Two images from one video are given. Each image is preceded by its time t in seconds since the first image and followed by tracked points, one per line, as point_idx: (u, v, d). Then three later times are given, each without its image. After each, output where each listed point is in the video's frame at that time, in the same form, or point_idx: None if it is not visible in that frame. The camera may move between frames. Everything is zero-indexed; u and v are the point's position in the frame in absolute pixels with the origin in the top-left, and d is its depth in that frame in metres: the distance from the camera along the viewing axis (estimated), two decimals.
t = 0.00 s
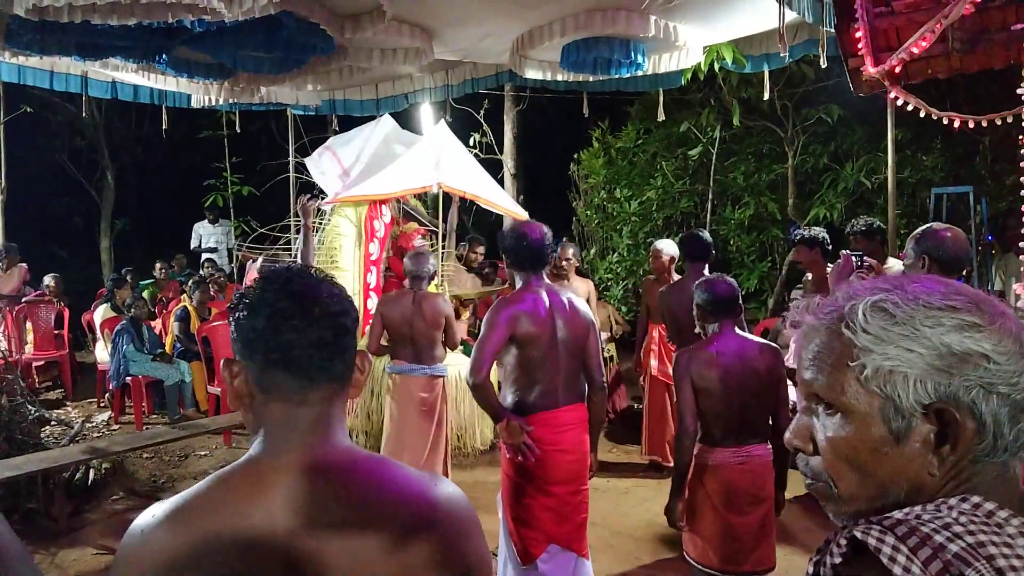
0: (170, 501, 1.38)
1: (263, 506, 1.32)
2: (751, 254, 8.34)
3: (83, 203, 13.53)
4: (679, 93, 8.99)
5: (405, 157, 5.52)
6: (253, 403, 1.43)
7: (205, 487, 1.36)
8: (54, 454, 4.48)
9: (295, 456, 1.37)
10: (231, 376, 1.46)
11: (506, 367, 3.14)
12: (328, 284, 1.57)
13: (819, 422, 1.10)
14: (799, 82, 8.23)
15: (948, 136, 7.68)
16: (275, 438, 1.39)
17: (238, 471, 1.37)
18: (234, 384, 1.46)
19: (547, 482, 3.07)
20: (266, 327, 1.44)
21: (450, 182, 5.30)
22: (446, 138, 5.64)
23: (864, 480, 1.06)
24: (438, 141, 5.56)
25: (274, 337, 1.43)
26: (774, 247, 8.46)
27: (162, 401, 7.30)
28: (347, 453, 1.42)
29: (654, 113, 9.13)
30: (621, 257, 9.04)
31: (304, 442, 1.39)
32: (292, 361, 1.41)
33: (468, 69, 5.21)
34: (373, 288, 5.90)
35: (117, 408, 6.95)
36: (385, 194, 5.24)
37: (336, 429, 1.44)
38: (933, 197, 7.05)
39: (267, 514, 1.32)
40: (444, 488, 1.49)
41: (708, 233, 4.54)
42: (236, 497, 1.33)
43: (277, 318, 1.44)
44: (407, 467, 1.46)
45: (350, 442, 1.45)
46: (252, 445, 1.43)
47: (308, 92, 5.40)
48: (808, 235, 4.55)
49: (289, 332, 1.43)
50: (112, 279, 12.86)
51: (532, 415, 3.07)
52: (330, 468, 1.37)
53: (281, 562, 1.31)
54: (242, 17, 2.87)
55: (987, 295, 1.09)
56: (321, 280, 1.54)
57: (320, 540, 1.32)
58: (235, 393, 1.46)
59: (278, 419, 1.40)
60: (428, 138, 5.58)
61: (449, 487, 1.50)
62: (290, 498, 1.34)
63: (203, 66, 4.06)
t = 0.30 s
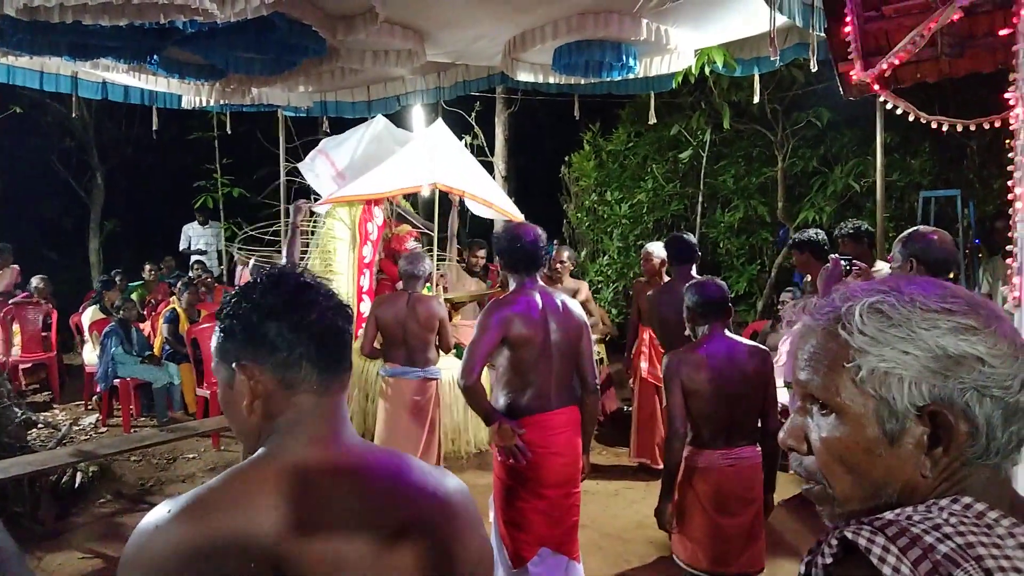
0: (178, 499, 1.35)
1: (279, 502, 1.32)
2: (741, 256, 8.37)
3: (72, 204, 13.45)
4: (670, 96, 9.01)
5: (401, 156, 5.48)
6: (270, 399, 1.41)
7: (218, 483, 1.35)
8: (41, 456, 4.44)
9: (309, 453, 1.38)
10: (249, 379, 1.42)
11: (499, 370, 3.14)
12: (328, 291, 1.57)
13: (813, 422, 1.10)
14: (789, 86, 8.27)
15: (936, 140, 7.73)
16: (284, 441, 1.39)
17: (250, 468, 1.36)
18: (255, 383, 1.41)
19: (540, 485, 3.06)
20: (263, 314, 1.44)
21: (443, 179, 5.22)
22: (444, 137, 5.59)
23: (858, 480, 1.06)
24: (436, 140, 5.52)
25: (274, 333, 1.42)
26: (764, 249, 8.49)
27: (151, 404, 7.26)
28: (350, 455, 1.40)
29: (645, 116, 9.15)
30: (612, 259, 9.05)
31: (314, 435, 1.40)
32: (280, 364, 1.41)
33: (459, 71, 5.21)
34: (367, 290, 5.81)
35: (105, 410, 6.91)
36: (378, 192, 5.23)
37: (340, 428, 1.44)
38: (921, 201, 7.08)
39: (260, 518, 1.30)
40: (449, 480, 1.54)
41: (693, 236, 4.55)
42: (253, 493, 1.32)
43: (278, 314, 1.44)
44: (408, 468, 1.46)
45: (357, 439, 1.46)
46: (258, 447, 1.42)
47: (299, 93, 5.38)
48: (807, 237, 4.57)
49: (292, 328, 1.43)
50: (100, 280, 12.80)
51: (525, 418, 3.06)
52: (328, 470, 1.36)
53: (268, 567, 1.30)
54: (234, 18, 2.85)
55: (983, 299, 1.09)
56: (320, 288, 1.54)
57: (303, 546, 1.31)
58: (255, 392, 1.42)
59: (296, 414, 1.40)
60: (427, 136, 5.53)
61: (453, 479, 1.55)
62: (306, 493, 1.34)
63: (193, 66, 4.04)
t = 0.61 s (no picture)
0: (183, 497, 1.35)
1: (286, 499, 1.33)
2: (722, 260, 8.43)
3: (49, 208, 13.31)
4: (652, 101, 9.06)
5: (383, 158, 5.43)
6: (285, 388, 1.43)
7: (225, 480, 1.35)
8: (19, 462, 4.39)
9: (318, 448, 1.39)
10: (264, 371, 1.43)
11: (484, 373, 3.14)
12: (327, 292, 1.59)
13: (794, 418, 1.11)
14: (769, 91, 8.35)
15: (915, 145, 7.82)
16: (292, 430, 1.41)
17: (257, 463, 1.36)
18: (272, 374, 1.43)
19: (525, 488, 3.07)
20: (263, 314, 1.45)
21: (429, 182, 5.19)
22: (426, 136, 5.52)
23: (837, 476, 1.07)
24: (420, 143, 5.47)
25: (279, 327, 1.44)
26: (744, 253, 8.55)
27: (130, 409, 7.19)
28: (345, 457, 1.40)
29: (627, 120, 9.20)
30: (594, 263, 9.08)
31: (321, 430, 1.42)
32: (303, 354, 1.44)
33: (442, 75, 5.21)
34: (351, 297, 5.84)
35: (83, 415, 6.84)
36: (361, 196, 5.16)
37: (342, 423, 1.46)
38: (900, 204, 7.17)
39: (244, 524, 1.30)
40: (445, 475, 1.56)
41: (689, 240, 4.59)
42: (261, 490, 1.33)
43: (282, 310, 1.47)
44: (405, 466, 1.46)
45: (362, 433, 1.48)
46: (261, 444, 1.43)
47: (281, 96, 5.37)
48: (796, 240, 4.66)
49: (298, 325, 1.46)
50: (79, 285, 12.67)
51: (509, 421, 3.07)
52: (317, 474, 1.36)
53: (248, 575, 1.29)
54: (215, 20, 2.84)
55: (967, 302, 1.10)
56: (324, 291, 1.57)
57: (281, 553, 1.31)
58: (268, 383, 1.43)
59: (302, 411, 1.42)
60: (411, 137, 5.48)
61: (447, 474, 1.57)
62: (313, 491, 1.34)
63: (174, 69, 4.02)
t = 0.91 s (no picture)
0: (191, 503, 1.34)
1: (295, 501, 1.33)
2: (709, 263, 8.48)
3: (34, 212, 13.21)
4: (639, 105, 9.09)
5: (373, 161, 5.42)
6: (301, 385, 1.43)
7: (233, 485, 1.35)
8: (4, 468, 4.36)
9: (325, 447, 1.40)
10: (283, 368, 1.43)
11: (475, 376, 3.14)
12: (333, 291, 1.59)
13: (778, 417, 1.12)
14: (756, 95, 8.40)
15: (900, 149, 7.89)
16: (312, 417, 1.42)
17: (265, 466, 1.36)
18: (290, 369, 1.43)
19: (515, 492, 3.07)
20: (270, 312, 1.45)
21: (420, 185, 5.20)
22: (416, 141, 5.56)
23: (823, 475, 1.08)
24: (410, 147, 5.50)
25: (289, 324, 1.45)
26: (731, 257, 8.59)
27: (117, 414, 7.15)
28: (348, 456, 1.40)
29: (615, 125, 9.24)
30: (582, 267, 9.09)
31: (339, 425, 1.44)
32: (321, 345, 1.46)
33: (430, 78, 5.21)
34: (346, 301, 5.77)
35: (69, 420, 6.79)
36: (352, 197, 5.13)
37: (352, 417, 1.47)
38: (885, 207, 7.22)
39: (240, 530, 1.29)
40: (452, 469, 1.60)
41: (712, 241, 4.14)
42: (270, 493, 1.32)
43: (301, 305, 1.48)
44: (406, 462, 1.48)
45: (367, 428, 1.49)
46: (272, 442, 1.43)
47: (268, 100, 5.36)
48: (789, 244, 4.51)
49: (307, 321, 1.46)
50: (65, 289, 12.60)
51: (499, 424, 3.08)
52: (319, 477, 1.36)
53: None
54: (203, 24, 2.84)
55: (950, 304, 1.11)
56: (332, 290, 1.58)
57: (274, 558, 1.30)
58: (286, 378, 1.43)
59: (311, 406, 1.43)
60: (403, 142, 5.51)
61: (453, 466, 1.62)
62: (320, 492, 1.35)
63: (161, 72, 4.01)
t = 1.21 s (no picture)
0: (214, 508, 1.35)
1: (318, 502, 1.34)
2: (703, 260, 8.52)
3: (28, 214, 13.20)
4: (633, 103, 9.12)
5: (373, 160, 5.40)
6: (317, 388, 1.45)
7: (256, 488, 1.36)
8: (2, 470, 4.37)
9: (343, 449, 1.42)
10: (296, 372, 1.45)
11: (473, 375, 3.16)
12: (345, 297, 1.62)
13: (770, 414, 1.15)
14: (748, 93, 8.43)
15: (892, 145, 7.92)
16: (326, 419, 1.45)
17: (286, 469, 1.38)
18: (306, 374, 1.45)
19: (514, 490, 3.09)
20: (287, 318, 1.47)
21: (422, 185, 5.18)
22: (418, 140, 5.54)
23: (814, 470, 1.11)
24: (411, 147, 5.46)
25: (305, 327, 1.47)
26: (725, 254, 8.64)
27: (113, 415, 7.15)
28: (359, 457, 1.42)
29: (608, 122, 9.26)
30: (578, 265, 9.12)
31: (351, 427, 1.46)
32: (337, 349, 1.48)
33: (424, 78, 5.22)
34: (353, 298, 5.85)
35: (66, 422, 6.79)
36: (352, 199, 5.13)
37: (366, 418, 1.50)
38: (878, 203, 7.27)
39: (263, 531, 1.30)
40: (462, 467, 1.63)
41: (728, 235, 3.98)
42: (294, 494, 1.34)
43: (321, 310, 1.51)
44: (414, 462, 1.49)
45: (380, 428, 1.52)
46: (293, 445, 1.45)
47: (262, 101, 5.37)
48: (785, 240, 4.48)
49: (322, 326, 1.48)
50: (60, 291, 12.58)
51: (497, 423, 3.10)
52: (329, 479, 1.37)
53: None
54: (196, 26, 2.85)
55: (937, 298, 1.14)
56: (345, 295, 1.60)
57: (279, 560, 1.29)
58: (302, 382, 1.45)
59: (327, 408, 1.45)
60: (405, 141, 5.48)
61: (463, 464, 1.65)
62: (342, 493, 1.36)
63: (155, 74, 4.02)
